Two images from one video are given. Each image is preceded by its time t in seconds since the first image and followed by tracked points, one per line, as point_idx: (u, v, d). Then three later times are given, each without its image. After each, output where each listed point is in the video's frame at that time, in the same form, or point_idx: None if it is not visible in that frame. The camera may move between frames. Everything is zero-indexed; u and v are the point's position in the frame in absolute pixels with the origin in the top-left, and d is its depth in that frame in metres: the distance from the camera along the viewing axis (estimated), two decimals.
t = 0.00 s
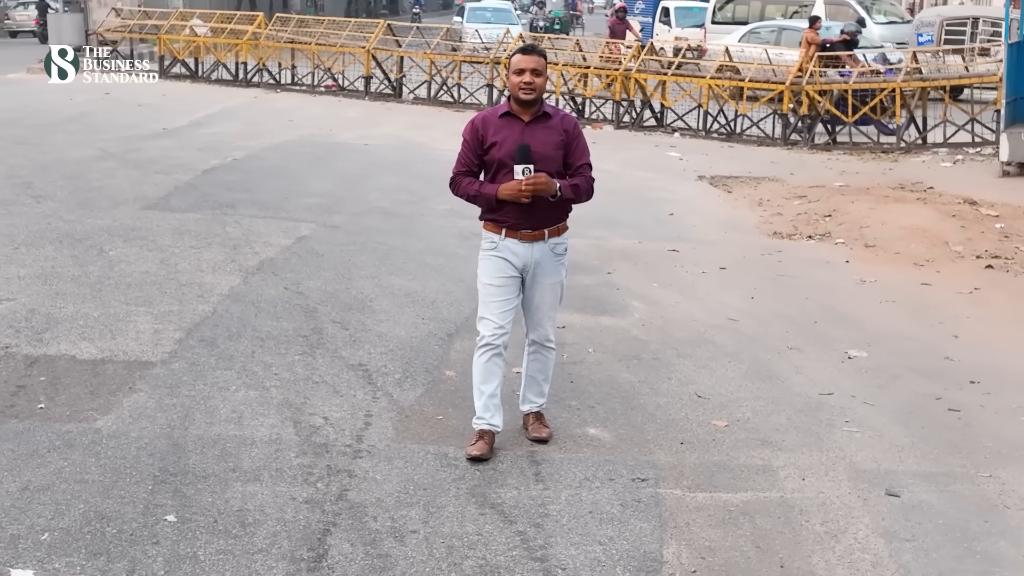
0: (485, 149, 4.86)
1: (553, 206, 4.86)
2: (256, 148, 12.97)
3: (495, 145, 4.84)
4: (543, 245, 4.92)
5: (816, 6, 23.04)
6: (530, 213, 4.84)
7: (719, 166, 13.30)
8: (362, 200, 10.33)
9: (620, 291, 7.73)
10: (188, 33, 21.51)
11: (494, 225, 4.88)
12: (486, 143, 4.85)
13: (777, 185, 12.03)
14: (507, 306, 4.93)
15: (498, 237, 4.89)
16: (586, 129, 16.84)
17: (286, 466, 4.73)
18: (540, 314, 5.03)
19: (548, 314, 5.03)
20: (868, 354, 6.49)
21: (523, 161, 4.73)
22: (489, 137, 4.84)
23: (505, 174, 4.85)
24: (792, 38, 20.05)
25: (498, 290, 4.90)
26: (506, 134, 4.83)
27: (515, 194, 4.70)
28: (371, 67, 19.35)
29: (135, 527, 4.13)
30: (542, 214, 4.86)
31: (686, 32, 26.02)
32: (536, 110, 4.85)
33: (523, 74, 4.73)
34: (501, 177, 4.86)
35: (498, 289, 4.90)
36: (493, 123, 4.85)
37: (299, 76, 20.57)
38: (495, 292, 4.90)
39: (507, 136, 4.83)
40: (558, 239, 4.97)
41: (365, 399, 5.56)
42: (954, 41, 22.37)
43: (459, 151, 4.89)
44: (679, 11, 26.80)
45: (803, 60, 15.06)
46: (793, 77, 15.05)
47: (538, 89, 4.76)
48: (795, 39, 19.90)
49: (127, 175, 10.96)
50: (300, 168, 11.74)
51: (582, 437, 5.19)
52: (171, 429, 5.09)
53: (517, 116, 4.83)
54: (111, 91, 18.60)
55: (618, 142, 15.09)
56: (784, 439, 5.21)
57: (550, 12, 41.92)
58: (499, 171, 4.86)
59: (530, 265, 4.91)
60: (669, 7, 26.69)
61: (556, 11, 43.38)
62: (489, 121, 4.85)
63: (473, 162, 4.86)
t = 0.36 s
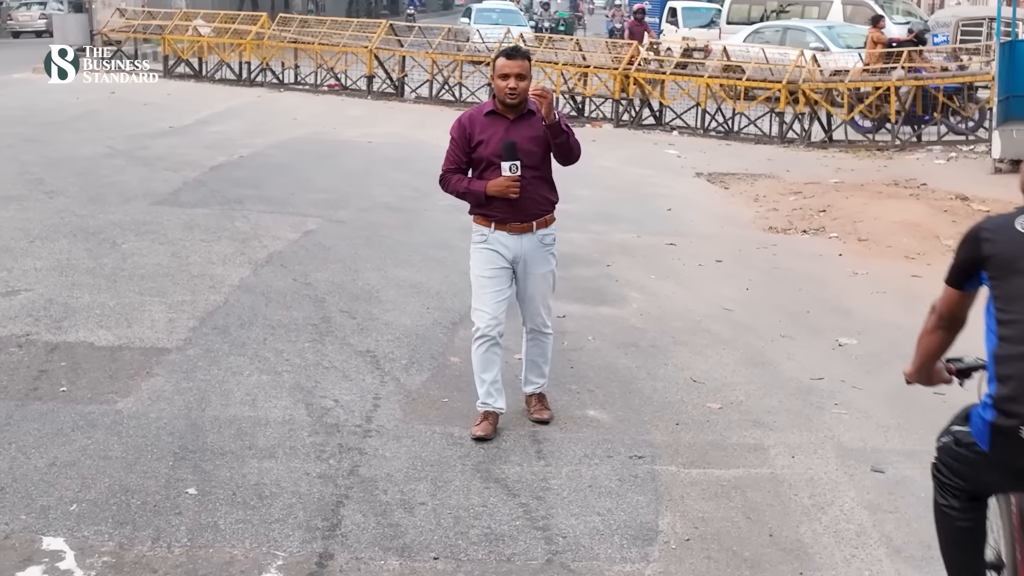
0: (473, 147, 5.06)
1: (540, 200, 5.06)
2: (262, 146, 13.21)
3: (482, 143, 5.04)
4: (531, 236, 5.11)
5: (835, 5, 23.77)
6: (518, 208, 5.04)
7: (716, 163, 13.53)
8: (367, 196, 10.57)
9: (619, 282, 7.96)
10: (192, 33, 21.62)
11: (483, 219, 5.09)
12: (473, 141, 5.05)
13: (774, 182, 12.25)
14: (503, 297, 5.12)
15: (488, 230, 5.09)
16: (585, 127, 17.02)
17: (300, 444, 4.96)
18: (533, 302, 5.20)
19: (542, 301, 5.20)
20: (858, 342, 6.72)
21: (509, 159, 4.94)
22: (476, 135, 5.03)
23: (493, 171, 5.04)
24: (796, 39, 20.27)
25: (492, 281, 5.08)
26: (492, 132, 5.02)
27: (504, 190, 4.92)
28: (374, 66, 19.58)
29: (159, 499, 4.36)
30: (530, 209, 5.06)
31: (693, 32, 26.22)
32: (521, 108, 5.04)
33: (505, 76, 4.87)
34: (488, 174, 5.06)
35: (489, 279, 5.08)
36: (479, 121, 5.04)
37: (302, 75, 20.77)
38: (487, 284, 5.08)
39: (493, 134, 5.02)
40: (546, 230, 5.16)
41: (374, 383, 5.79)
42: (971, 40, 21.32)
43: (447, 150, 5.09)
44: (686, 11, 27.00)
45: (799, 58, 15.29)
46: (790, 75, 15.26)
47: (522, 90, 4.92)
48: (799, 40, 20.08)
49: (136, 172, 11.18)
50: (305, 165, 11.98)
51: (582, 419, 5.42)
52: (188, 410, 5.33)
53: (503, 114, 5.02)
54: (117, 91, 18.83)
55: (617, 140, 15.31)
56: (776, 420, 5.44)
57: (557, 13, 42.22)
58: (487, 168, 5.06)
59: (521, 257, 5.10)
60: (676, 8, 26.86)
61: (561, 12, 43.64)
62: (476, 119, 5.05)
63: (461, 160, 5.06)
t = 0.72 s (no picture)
0: (459, 135, 5.28)
1: (526, 185, 5.26)
2: (267, 143, 13.47)
3: (468, 132, 5.26)
4: (517, 222, 5.31)
5: (855, 5, 23.78)
6: (504, 194, 5.25)
7: (713, 160, 13.80)
8: (372, 191, 10.84)
9: (616, 273, 8.22)
10: (196, 33, 21.91)
11: (471, 209, 5.31)
12: (460, 130, 5.28)
13: (768, 178, 12.51)
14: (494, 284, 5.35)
15: (475, 220, 5.31)
16: (584, 124, 17.28)
17: (312, 421, 5.23)
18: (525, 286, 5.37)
19: (536, 284, 5.34)
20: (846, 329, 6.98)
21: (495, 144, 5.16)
22: (462, 124, 5.25)
23: (479, 158, 5.26)
24: (803, 39, 20.59)
25: (482, 268, 5.32)
26: (477, 121, 5.25)
27: (491, 174, 5.13)
28: (376, 66, 19.86)
29: (181, 470, 4.64)
30: (515, 195, 5.26)
31: (702, 34, 26.34)
32: (504, 97, 5.29)
33: (490, 62, 5.15)
34: (475, 161, 5.27)
35: (478, 268, 5.32)
36: (465, 111, 5.27)
37: (305, 75, 21.04)
38: (478, 272, 5.32)
39: (478, 122, 5.25)
40: (532, 216, 5.36)
41: (381, 365, 6.06)
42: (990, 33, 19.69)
43: (434, 140, 5.31)
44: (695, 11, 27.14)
45: (794, 57, 15.56)
46: (785, 74, 15.53)
47: (504, 75, 5.19)
48: (805, 40, 20.43)
49: (145, 168, 11.45)
50: (310, 161, 12.24)
51: (580, 399, 5.68)
52: (205, 389, 5.60)
53: (487, 103, 5.26)
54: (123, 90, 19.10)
55: (615, 137, 15.57)
56: (764, 400, 5.71)
57: (564, 15, 42.46)
58: (473, 156, 5.28)
59: (509, 243, 5.32)
60: (686, 8, 26.93)
61: (568, 13, 43.86)
62: (461, 109, 5.28)
63: (448, 149, 5.27)
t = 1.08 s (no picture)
0: (462, 130, 5.48)
1: (524, 179, 5.45)
2: (273, 141, 13.75)
3: (470, 126, 5.46)
4: (516, 213, 5.51)
5: (871, 5, 24.14)
6: (503, 187, 5.45)
7: (709, 157, 14.10)
8: (376, 187, 11.12)
9: (613, 264, 8.50)
10: (200, 33, 22.17)
11: (472, 201, 5.52)
12: (463, 125, 5.48)
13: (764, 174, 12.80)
14: (496, 272, 5.60)
15: (476, 211, 5.53)
16: (584, 123, 17.54)
17: (324, 400, 5.52)
18: (525, 277, 5.55)
19: (535, 275, 5.52)
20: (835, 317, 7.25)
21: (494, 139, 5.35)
22: (464, 119, 5.46)
23: (480, 151, 5.46)
24: (808, 38, 20.97)
25: (485, 257, 5.56)
26: (479, 116, 5.45)
27: (489, 168, 5.33)
28: (378, 65, 20.15)
29: (201, 443, 4.91)
30: (514, 188, 5.46)
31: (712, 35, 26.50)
32: (506, 94, 5.47)
33: (493, 60, 5.31)
34: (476, 155, 5.48)
35: (479, 257, 5.56)
36: (468, 107, 5.48)
37: (309, 74, 21.33)
38: (481, 261, 5.56)
39: (480, 118, 5.45)
40: (531, 207, 5.55)
41: (389, 349, 6.34)
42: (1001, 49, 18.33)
43: (438, 133, 5.52)
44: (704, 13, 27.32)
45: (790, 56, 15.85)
46: (780, 73, 15.81)
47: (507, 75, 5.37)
48: (811, 40, 20.76)
49: (155, 164, 11.73)
50: (315, 158, 12.52)
51: (578, 380, 5.96)
52: (221, 371, 5.88)
53: (490, 100, 5.45)
54: (129, 89, 19.38)
55: (614, 135, 15.85)
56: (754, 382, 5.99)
57: (570, 16, 42.72)
58: (475, 149, 5.48)
59: (508, 233, 5.53)
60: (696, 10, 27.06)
61: (575, 14, 44.10)
62: (465, 105, 5.48)
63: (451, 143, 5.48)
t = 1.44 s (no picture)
0: (477, 127, 5.71)
1: (533, 177, 5.68)
2: (279, 138, 14.09)
3: (486, 125, 5.69)
4: (525, 208, 5.75)
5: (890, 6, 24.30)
6: (512, 183, 5.69)
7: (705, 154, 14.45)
8: (381, 182, 11.44)
9: (611, 255, 8.83)
10: (205, 33, 22.49)
11: (484, 195, 5.79)
12: (479, 122, 5.71)
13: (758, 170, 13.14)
14: (501, 261, 5.85)
15: (488, 205, 5.79)
16: (584, 121, 17.85)
17: (336, 378, 5.85)
18: (530, 269, 5.79)
19: (539, 267, 5.77)
20: (822, 303, 7.59)
21: (505, 140, 5.58)
22: (480, 117, 5.68)
23: (493, 149, 5.69)
24: (814, 38, 21.45)
25: (492, 247, 5.82)
26: (495, 115, 5.66)
27: (498, 167, 5.57)
28: (381, 65, 20.47)
29: (222, 416, 5.24)
30: (524, 185, 5.69)
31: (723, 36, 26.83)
32: (522, 95, 5.66)
33: (508, 66, 5.49)
34: (490, 151, 5.71)
35: (487, 247, 5.82)
36: (485, 105, 5.69)
37: (312, 74, 21.67)
38: (489, 251, 5.83)
39: (495, 116, 5.67)
40: (540, 203, 5.78)
41: (397, 333, 6.67)
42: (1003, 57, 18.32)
43: (456, 128, 5.76)
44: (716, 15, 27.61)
45: (784, 56, 16.22)
46: (775, 72, 16.18)
47: (524, 78, 5.54)
48: (817, 40, 21.22)
49: (165, 160, 12.07)
50: (321, 155, 12.85)
51: (576, 361, 6.29)
52: (238, 352, 6.21)
53: (505, 100, 5.66)
54: (136, 89, 19.71)
55: (612, 133, 16.18)
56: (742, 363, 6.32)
57: (579, 18, 43.03)
58: (489, 146, 5.71)
59: (516, 227, 5.77)
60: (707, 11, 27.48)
61: (583, 15, 44.38)
62: (482, 103, 5.69)
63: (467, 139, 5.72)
